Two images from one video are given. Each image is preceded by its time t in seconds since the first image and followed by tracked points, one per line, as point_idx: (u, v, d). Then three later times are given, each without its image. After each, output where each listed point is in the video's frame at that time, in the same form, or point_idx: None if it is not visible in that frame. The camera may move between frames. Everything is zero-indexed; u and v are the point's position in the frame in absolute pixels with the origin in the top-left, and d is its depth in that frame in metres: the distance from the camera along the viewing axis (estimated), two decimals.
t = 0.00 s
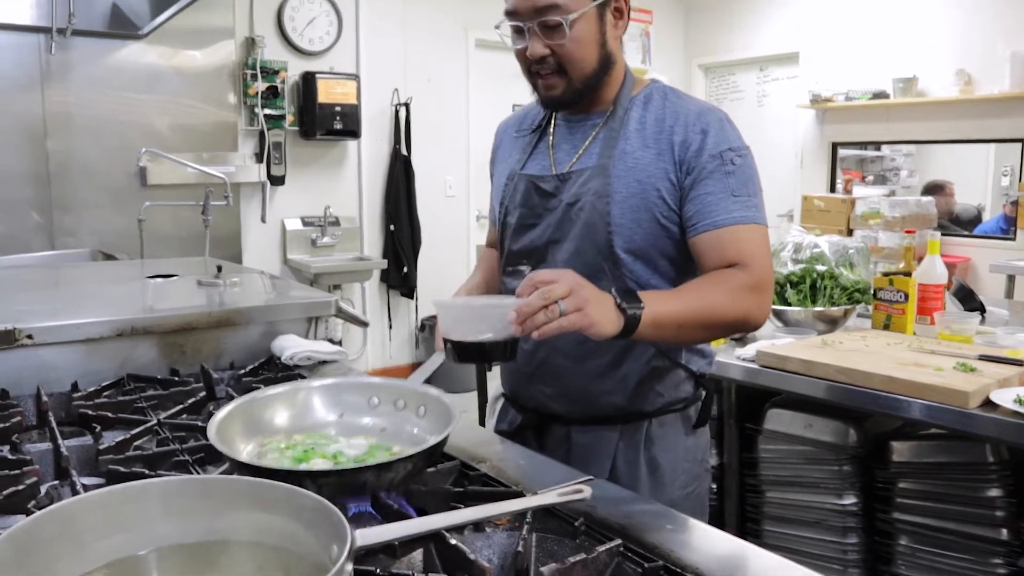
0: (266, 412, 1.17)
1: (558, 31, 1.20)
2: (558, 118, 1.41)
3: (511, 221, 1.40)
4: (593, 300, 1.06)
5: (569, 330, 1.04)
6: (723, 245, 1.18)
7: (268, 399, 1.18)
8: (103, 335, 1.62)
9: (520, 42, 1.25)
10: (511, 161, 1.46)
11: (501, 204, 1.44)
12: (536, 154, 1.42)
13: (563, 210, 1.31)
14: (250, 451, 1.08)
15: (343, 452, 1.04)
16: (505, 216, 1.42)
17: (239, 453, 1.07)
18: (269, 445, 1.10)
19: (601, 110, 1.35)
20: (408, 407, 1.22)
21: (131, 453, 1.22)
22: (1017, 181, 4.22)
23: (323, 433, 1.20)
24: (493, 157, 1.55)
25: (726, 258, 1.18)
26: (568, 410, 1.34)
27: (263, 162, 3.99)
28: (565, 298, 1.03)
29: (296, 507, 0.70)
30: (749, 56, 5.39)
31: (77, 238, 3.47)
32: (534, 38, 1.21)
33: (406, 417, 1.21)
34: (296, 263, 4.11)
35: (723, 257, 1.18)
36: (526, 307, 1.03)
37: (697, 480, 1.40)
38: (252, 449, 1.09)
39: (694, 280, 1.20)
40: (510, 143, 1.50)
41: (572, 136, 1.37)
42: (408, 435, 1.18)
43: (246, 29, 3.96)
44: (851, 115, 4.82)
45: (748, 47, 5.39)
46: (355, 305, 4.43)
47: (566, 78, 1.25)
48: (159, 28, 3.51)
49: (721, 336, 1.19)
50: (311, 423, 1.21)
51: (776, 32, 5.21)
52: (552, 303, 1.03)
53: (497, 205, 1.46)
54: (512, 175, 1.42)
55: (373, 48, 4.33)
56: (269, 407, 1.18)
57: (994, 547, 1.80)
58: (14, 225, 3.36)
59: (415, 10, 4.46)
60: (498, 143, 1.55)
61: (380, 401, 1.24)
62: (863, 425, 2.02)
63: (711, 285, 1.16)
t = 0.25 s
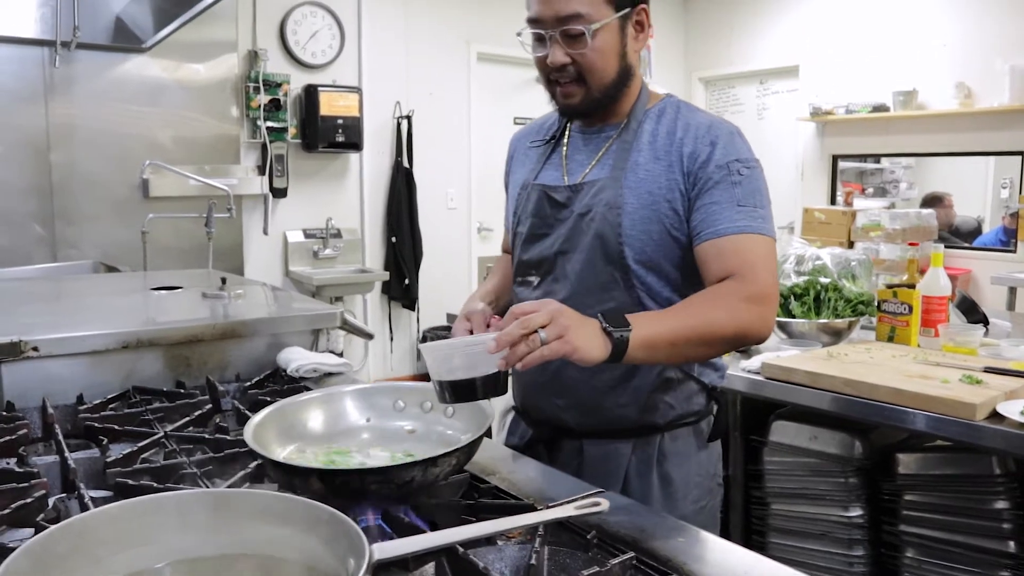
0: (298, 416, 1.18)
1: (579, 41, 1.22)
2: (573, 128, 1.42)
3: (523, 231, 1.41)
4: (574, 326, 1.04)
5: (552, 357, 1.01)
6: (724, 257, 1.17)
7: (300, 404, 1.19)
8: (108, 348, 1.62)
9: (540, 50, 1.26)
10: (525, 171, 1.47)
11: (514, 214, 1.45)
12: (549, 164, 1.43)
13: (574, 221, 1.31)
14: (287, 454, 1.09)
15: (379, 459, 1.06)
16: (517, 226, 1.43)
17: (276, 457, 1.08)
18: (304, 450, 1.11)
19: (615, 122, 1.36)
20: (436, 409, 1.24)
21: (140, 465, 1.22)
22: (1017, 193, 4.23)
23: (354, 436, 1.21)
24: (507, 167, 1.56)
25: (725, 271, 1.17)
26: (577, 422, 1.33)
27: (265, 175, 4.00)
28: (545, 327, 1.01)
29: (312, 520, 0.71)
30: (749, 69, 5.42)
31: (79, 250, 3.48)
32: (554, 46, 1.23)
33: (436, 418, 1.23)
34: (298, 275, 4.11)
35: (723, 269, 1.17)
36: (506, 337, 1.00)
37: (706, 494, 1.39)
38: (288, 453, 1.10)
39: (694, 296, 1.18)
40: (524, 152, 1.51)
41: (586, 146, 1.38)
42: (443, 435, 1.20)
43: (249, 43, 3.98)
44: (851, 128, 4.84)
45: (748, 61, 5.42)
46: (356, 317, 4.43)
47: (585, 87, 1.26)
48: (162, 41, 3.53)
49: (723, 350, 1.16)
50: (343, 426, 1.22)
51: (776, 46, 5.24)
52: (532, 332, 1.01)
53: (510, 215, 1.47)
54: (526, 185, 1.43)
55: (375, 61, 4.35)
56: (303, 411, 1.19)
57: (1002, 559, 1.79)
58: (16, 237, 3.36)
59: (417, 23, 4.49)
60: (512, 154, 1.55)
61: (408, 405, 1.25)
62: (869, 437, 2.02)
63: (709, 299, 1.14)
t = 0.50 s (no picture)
0: (295, 432, 1.17)
1: (607, 40, 1.24)
2: (593, 132, 1.43)
3: (541, 235, 1.42)
4: (591, 326, 1.04)
5: (569, 356, 1.01)
6: (739, 266, 1.18)
7: (296, 420, 1.18)
8: (115, 354, 1.62)
9: (568, 48, 1.28)
10: (543, 175, 1.48)
11: (531, 218, 1.46)
12: (569, 168, 1.43)
13: (593, 224, 1.32)
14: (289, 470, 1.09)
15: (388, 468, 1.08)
16: (535, 230, 1.43)
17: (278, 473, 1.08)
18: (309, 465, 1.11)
19: (637, 127, 1.37)
20: (439, 416, 1.27)
21: (148, 471, 1.21)
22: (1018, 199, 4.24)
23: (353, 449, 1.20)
24: (526, 171, 1.57)
25: (740, 281, 1.18)
26: (590, 428, 1.34)
27: (268, 180, 4.00)
28: (562, 325, 1.01)
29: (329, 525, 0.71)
30: (750, 75, 5.44)
31: (82, 255, 3.47)
32: (583, 44, 1.25)
33: (437, 425, 1.26)
34: (301, 281, 4.11)
35: (738, 279, 1.18)
36: (524, 332, 1.00)
37: (716, 500, 1.39)
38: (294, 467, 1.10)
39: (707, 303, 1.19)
40: (543, 156, 1.52)
41: (606, 150, 1.39)
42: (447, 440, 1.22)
43: (252, 48, 3.98)
44: (853, 133, 4.85)
45: (749, 67, 5.43)
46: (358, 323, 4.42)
47: (609, 86, 1.28)
48: (165, 47, 3.53)
49: (732, 361, 1.17)
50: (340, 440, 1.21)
51: (777, 52, 5.26)
52: (550, 329, 1.01)
53: (528, 219, 1.47)
54: (544, 188, 1.44)
55: (378, 67, 4.36)
56: (299, 425, 1.19)
57: (1010, 566, 1.79)
58: (19, 242, 3.35)
59: (419, 29, 4.49)
60: (530, 161, 1.56)
61: (412, 414, 1.27)
62: (874, 444, 2.02)
63: (724, 308, 1.15)
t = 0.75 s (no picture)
0: (279, 451, 1.17)
1: (635, 58, 1.26)
2: (609, 147, 1.45)
3: (558, 248, 1.40)
4: (649, 331, 1.08)
5: (627, 358, 1.06)
6: (771, 286, 1.21)
7: (281, 439, 1.17)
8: (119, 368, 1.61)
9: (594, 62, 1.29)
10: (558, 188, 1.48)
11: (546, 232, 1.45)
12: (584, 182, 1.43)
13: (613, 238, 1.32)
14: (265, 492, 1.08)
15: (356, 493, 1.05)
16: (550, 244, 1.42)
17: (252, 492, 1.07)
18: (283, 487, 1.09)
19: (657, 143, 1.38)
20: (430, 440, 1.23)
21: (154, 486, 1.21)
22: (1018, 212, 4.25)
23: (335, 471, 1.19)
24: (537, 185, 1.57)
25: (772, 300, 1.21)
26: (603, 442, 1.33)
27: (270, 194, 4.01)
28: (624, 327, 1.06)
29: (339, 542, 0.70)
30: (750, 90, 5.47)
31: (84, 269, 3.48)
32: (611, 59, 1.26)
33: (428, 450, 1.22)
34: (302, 295, 4.11)
35: (770, 299, 1.21)
36: (586, 332, 1.05)
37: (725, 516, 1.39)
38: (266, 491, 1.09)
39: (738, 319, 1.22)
40: (557, 170, 1.52)
41: (624, 166, 1.40)
42: (433, 468, 1.18)
43: (255, 63, 4.00)
44: (853, 147, 4.87)
45: (749, 82, 5.46)
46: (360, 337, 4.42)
47: (631, 104, 1.29)
48: (168, 62, 3.55)
49: (761, 376, 1.21)
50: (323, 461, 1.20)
51: (776, 67, 5.29)
52: (611, 331, 1.05)
53: (543, 234, 1.47)
54: (560, 202, 1.43)
55: (380, 81, 4.38)
56: (280, 446, 1.17)
57: None
58: (21, 256, 3.35)
59: (421, 43, 4.52)
60: (543, 175, 1.56)
61: (404, 434, 1.24)
62: (879, 457, 2.02)
63: (759, 325, 1.18)
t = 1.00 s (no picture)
0: (306, 457, 1.18)
1: (657, 72, 1.26)
2: (622, 157, 1.44)
3: (576, 259, 1.39)
4: (716, 349, 1.11)
5: (697, 375, 1.09)
6: (807, 299, 1.25)
7: (307, 445, 1.19)
8: (124, 379, 1.61)
9: (612, 74, 1.29)
10: (570, 200, 1.47)
11: (560, 243, 1.44)
12: (600, 193, 1.43)
13: (637, 250, 1.32)
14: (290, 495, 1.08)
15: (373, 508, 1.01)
16: (566, 254, 1.41)
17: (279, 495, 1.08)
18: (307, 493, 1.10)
19: (672, 154, 1.39)
20: (449, 451, 1.23)
21: (160, 498, 1.20)
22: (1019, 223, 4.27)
23: (357, 478, 1.21)
24: (543, 197, 1.56)
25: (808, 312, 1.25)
26: (624, 454, 1.32)
27: (272, 205, 4.01)
28: (693, 345, 1.08)
29: (353, 554, 0.70)
30: (750, 101, 5.49)
31: (86, 279, 3.48)
32: (632, 73, 1.26)
33: (449, 462, 1.22)
34: (305, 306, 4.10)
35: (806, 311, 1.25)
36: (659, 349, 1.07)
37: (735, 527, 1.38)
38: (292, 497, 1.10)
39: (776, 330, 1.26)
40: (567, 180, 1.51)
41: (641, 177, 1.40)
42: (453, 481, 1.18)
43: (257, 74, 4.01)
44: (854, 158, 4.88)
45: (749, 93, 5.49)
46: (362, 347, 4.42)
47: (651, 116, 1.29)
48: (171, 73, 3.56)
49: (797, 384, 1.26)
50: (346, 469, 1.21)
51: (777, 79, 5.31)
52: (682, 348, 1.07)
53: (556, 245, 1.46)
54: (575, 214, 1.43)
55: (383, 92, 4.40)
56: (307, 453, 1.19)
57: None
58: (23, 266, 3.35)
59: (423, 54, 4.53)
60: (550, 185, 1.55)
61: (421, 445, 1.25)
62: (885, 468, 2.01)
63: (799, 337, 1.23)
